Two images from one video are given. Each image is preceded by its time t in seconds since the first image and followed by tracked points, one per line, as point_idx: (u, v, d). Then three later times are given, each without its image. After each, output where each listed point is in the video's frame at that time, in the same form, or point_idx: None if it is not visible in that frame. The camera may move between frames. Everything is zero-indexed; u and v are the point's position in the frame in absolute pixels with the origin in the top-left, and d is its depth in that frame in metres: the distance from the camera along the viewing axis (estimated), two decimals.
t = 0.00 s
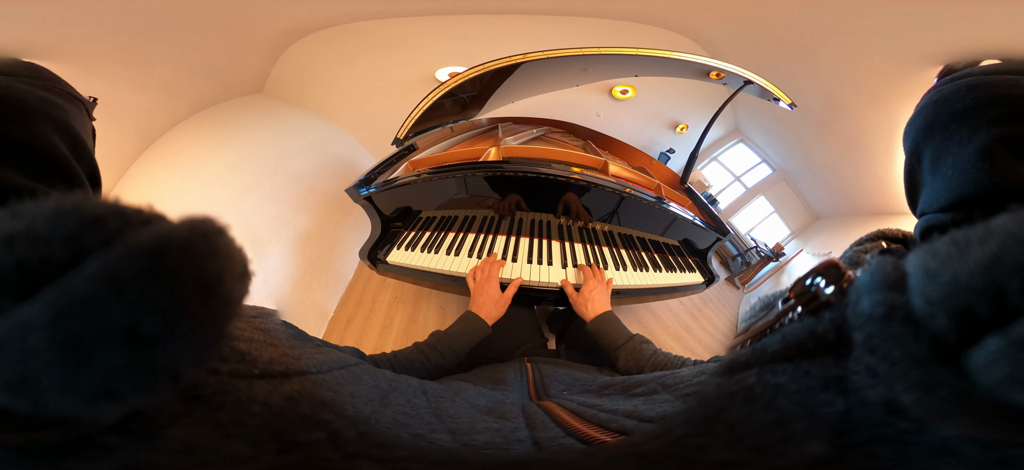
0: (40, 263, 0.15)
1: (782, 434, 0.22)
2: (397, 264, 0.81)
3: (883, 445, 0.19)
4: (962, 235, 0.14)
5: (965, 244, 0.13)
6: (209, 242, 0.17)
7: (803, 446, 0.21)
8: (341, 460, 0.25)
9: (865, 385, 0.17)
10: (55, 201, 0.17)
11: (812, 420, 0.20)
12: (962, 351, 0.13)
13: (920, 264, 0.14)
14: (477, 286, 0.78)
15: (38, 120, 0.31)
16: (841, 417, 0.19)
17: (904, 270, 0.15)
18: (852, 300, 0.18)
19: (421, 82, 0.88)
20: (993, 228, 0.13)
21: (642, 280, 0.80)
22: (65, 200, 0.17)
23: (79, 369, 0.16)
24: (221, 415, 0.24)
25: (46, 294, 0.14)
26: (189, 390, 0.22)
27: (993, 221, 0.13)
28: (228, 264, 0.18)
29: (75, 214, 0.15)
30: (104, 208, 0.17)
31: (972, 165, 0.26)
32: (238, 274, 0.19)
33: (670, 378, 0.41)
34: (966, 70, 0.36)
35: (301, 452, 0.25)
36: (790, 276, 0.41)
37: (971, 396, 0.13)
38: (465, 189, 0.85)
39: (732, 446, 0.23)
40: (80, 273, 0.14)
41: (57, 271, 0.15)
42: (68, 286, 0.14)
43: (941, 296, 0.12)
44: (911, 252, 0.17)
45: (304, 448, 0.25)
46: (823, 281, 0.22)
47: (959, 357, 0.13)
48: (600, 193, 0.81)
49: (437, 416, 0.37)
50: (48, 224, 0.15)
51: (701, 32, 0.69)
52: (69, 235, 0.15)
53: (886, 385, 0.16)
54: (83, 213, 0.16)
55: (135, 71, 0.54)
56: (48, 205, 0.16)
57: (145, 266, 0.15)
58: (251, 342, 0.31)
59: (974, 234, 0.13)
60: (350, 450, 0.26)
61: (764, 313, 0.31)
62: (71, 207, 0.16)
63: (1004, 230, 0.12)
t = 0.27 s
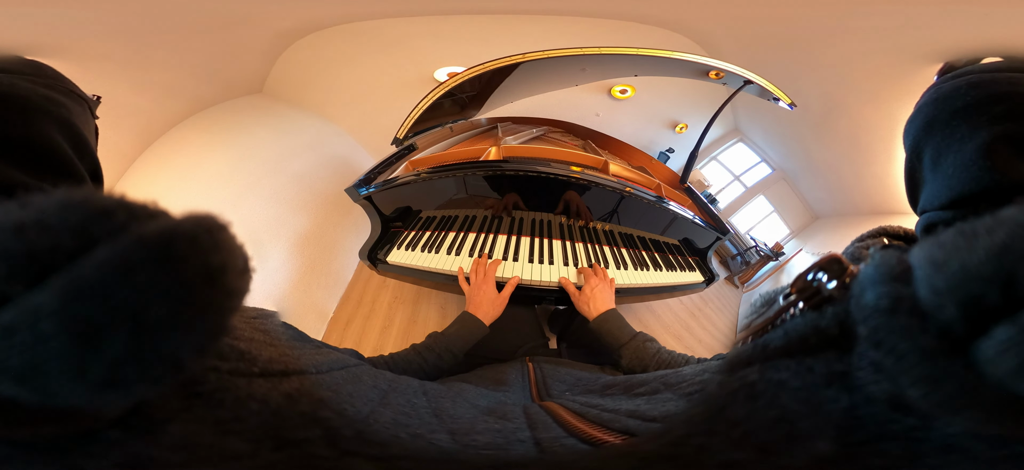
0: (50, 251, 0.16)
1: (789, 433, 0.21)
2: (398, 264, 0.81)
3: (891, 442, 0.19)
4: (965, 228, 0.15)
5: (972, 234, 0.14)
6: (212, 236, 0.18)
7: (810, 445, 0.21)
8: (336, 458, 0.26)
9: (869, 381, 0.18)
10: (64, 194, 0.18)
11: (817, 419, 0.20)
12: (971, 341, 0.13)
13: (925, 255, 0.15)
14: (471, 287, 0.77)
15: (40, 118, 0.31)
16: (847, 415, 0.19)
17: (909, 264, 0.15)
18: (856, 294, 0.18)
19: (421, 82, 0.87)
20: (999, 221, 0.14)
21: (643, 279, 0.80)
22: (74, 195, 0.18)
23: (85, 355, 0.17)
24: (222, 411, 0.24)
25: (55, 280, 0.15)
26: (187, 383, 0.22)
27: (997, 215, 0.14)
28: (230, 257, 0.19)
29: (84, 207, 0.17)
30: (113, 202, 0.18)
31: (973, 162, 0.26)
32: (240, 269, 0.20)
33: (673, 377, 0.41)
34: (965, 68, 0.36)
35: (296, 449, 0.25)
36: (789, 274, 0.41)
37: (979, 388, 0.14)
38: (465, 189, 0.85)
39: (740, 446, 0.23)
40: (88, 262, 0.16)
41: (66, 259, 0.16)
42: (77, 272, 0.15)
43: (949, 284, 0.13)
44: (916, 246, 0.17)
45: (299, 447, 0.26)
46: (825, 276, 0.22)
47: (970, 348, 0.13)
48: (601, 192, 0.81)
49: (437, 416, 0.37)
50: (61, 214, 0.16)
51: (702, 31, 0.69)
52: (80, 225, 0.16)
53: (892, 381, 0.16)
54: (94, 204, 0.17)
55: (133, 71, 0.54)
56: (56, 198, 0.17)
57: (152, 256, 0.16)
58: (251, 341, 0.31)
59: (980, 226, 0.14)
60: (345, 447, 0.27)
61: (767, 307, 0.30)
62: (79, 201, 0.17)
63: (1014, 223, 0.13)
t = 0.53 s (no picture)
0: (56, 246, 0.16)
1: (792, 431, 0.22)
2: (398, 263, 0.82)
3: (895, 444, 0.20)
4: (969, 225, 0.15)
5: (975, 231, 0.14)
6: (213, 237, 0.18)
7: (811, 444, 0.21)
8: (335, 457, 0.27)
9: (868, 379, 0.17)
10: (73, 191, 0.18)
11: (816, 417, 0.20)
12: (973, 337, 0.13)
13: (927, 252, 0.15)
14: (475, 289, 0.78)
15: (40, 116, 0.31)
16: (845, 415, 0.19)
17: (913, 261, 0.15)
18: (857, 291, 0.18)
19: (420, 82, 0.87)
20: (1003, 217, 0.14)
21: (644, 277, 0.81)
22: (80, 192, 0.18)
23: (91, 352, 0.16)
24: (221, 411, 0.24)
25: (61, 276, 0.15)
26: (188, 384, 0.22)
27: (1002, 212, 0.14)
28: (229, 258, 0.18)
29: (88, 204, 0.17)
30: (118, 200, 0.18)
31: (973, 161, 0.26)
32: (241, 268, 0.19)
33: (674, 375, 0.41)
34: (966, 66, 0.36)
35: (296, 448, 0.27)
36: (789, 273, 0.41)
37: (981, 388, 0.14)
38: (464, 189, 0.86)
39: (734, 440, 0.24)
40: (90, 260, 0.16)
41: (71, 256, 0.16)
42: (83, 267, 0.15)
43: (951, 280, 0.13)
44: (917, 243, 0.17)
45: (299, 444, 0.27)
46: (826, 274, 0.22)
47: (972, 344, 0.13)
48: (600, 191, 0.82)
49: (439, 416, 0.36)
50: (64, 212, 0.16)
51: (703, 31, 0.68)
52: (83, 222, 0.16)
53: (892, 378, 0.16)
54: (98, 202, 0.17)
55: (130, 72, 0.54)
56: (62, 195, 0.17)
57: (156, 250, 0.16)
58: (251, 341, 0.31)
59: (983, 223, 0.14)
60: (346, 446, 0.28)
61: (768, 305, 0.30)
62: (82, 198, 0.17)
63: (1015, 220, 0.13)
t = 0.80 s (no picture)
0: (54, 258, 0.16)
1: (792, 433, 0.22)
2: (399, 263, 0.83)
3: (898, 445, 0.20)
4: (972, 230, 0.15)
5: (977, 236, 0.14)
6: (211, 246, 0.19)
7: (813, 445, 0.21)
8: (336, 461, 0.26)
9: (869, 381, 0.18)
10: (73, 198, 0.18)
11: (818, 419, 0.20)
12: (972, 345, 0.14)
13: (927, 256, 0.15)
14: (478, 289, 0.79)
15: (41, 117, 0.31)
16: (848, 416, 0.19)
17: (912, 263, 0.15)
18: (858, 293, 0.18)
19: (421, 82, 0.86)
20: (1005, 222, 0.14)
21: (645, 277, 0.81)
22: (79, 200, 0.18)
23: (90, 362, 0.17)
24: (219, 415, 0.24)
25: (59, 288, 0.15)
26: (190, 388, 0.22)
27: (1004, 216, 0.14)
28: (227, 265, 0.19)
29: (86, 214, 0.17)
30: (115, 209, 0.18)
31: (973, 162, 0.26)
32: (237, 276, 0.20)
33: (675, 375, 0.41)
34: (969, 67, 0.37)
35: (295, 451, 0.26)
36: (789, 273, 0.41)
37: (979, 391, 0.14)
38: (464, 189, 0.86)
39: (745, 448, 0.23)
40: (89, 271, 0.16)
41: (69, 267, 0.16)
42: (80, 280, 0.15)
43: (953, 287, 0.13)
44: (917, 246, 0.17)
45: (301, 448, 0.26)
46: (826, 275, 0.22)
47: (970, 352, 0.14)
48: (602, 190, 0.82)
49: (441, 418, 0.36)
50: (62, 221, 0.16)
51: (702, 32, 0.68)
52: (80, 232, 0.16)
53: (895, 382, 0.16)
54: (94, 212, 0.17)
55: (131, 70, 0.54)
56: (62, 203, 0.17)
57: (156, 263, 0.17)
58: (251, 343, 0.31)
59: (986, 228, 0.14)
60: (344, 448, 0.27)
61: (766, 308, 0.31)
62: (82, 207, 0.17)
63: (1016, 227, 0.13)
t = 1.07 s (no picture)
0: (62, 262, 0.16)
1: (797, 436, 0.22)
2: (399, 262, 0.83)
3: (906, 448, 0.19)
4: (977, 230, 0.15)
5: (983, 237, 0.14)
6: (212, 248, 0.19)
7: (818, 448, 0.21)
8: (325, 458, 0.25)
9: (875, 383, 0.18)
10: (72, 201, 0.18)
11: (821, 422, 0.20)
12: (980, 344, 0.14)
13: (935, 258, 0.15)
14: (479, 286, 0.80)
15: (40, 117, 0.31)
16: (853, 419, 0.19)
17: (918, 265, 0.16)
18: (861, 294, 0.18)
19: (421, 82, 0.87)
20: (1011, 224, 0.14)
21: (646, 276, 0.82)
22: (80, 203, 0.18)
23: (98, 362, 0.17)
24: (217, 413, 0.24)
25: (67, 290, 0.15)
26: (190, 387, 0.23)
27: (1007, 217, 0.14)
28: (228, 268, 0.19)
29: (92, 218, 0.17)
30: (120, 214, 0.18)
31: (972, 161, 0.26)
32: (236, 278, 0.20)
33: (674, 375, 0.41)
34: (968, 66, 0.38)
35: (287, 449, 0.25)
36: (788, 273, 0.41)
37: (989, 390, 0.14)
38: (465, 189, 0.86)
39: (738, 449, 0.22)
40: (97, 273, 0.16)
41: (78, 269, 0.16)
42: (88, 281, 0.16)
43: (960, 289, 0.13)
44: (918, 246, 0.17)
45: (290, 446, 0.25)
46: (827, 275, 0.22)
47: (978, 351, 0.14)
48: (603, 190, 0.83)
49: (439, 419, 0.36)
50: (70, 224, 0.16)
51: (703, 33, 0.68)
52: (87, 236, 0.16)
53: (903, 385, 0.16)
54: (98, 216, 0.17)
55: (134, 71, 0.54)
56: (66, 206, 0.17)
57: (161, 264, 0.17)
58: (249, 345, 0.32)
59: (991, 229, 0.14)
60: (337, 448, 0.27)
61: (767, 307, 0.30)
62: (87, 210, 0.17)
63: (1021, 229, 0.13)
